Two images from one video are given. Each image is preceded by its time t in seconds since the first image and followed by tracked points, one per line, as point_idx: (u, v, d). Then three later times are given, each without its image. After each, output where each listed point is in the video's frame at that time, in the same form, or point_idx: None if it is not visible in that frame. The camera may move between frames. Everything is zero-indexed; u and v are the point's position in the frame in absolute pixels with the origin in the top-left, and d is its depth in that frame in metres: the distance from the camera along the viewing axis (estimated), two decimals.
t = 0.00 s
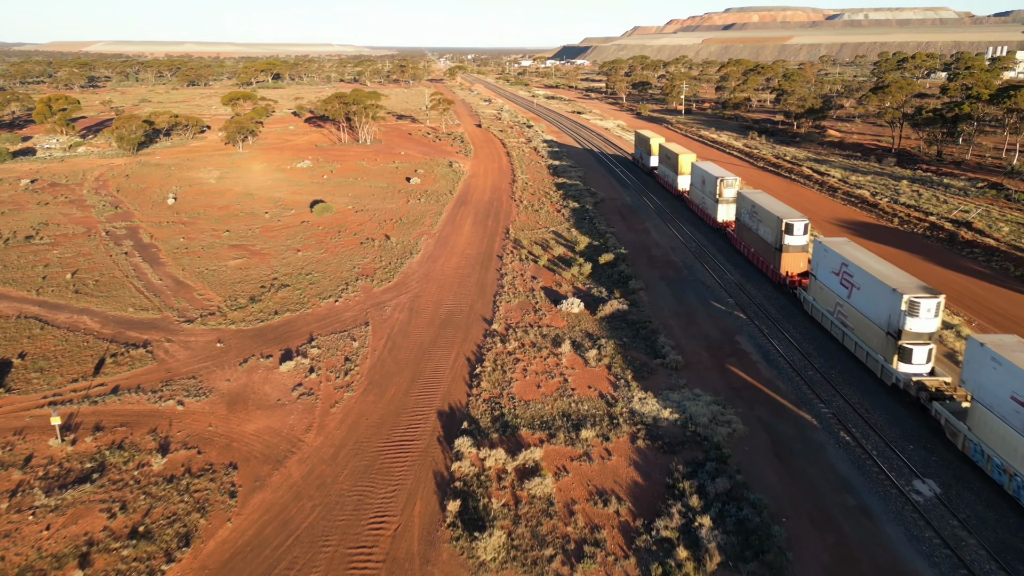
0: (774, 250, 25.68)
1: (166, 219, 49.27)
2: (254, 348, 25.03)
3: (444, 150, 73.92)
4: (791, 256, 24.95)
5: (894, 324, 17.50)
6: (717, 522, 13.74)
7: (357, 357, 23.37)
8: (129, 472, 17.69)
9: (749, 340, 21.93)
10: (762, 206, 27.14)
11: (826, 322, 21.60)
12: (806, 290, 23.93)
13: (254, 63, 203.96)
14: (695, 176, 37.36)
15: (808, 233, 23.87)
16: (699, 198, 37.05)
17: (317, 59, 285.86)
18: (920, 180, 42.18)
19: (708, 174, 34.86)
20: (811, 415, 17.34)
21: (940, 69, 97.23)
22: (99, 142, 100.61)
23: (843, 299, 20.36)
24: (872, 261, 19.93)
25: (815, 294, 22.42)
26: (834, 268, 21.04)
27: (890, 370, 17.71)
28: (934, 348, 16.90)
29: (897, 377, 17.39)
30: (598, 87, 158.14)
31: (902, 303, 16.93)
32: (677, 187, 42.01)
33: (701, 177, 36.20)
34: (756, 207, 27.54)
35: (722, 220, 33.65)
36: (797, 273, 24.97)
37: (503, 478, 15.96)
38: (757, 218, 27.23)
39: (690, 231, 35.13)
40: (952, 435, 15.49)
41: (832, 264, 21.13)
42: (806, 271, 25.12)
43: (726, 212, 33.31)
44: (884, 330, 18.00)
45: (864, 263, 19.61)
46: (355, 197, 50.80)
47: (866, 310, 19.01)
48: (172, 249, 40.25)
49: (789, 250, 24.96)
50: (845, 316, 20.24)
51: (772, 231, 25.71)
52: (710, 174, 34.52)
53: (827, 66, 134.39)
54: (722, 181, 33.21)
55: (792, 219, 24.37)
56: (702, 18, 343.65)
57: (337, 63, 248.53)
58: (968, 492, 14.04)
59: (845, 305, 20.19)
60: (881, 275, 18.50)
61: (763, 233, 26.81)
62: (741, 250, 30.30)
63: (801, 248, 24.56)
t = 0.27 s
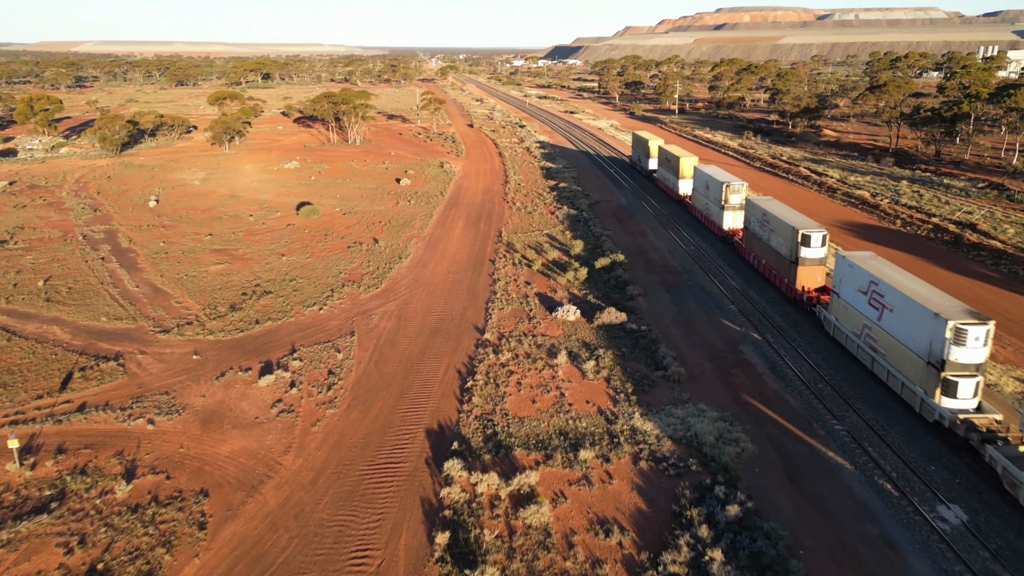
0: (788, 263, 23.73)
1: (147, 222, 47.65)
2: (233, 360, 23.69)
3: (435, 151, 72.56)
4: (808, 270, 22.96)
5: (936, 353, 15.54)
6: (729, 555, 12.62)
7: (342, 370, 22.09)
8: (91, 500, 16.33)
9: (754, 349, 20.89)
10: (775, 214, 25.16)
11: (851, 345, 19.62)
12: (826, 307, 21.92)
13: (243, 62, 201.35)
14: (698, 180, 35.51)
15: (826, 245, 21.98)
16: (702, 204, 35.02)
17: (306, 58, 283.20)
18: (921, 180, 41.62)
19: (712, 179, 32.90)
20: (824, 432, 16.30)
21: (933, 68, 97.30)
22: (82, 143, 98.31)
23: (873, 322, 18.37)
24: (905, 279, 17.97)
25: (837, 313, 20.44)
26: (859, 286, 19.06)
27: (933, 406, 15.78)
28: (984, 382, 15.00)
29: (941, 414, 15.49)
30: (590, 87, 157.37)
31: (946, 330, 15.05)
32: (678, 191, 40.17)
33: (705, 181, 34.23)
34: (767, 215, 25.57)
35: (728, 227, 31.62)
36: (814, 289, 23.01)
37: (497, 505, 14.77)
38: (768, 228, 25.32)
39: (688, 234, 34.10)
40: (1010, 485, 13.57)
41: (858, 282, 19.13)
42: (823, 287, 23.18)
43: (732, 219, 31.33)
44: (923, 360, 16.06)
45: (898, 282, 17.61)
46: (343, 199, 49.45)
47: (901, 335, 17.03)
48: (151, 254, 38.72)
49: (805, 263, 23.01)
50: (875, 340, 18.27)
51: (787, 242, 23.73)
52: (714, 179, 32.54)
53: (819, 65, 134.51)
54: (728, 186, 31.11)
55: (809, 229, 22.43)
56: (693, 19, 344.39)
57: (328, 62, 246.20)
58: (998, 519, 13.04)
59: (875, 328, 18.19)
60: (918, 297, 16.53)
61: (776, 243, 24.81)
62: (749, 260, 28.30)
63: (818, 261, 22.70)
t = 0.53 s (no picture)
0: (806, 277, 21.65)
1: (126, 225, 45.97)
2: (209, 374, 22.31)
3: (426, 151, 71.23)
4: (828, 285, 20.89)
5: (992, 391, 13.41)
6: None
7: (325, 383, 20.83)
8: (46, 534, 14.94)
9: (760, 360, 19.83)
10: (788, 224, 23.11)
11: (883, 374, 17.53)
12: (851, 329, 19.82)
13: (230, 62, 198.51)
14: (700, 184, 33.44)
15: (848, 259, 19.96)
16: (707, 210, 32.84)
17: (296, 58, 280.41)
18: (920, 181, 41.10)
19: (717, 184, 30.82)
20: (838, 452, 15.27)
21: (925, 67, 97.36)
22: (63, 143, 95.91)
23: (910, 349, 16.26)
24: (945, 300, 15.84)
25: (865, 337, 18.35)
26: (892, 308, 16.88)
27: (990, 451, 13.68)
28: None
29: (1001, 463, 13.38)
30: (582, 87, 156.68)
31: (1002, 364, 13.00)
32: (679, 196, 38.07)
33: (709, 187, 32.14)
34: (780, 224, 23.51)
35: (734, 236, 29.53)
36: (834, 306, 20.96)
37: (489, 537, 13.57)
38: (782, 239, 23.30)
39: (685, 236, 33.15)
40: None
41: (890, 303, 16.99)
42: (845, 304, 21.11)
43: (739, 227, 29.29)
44: (975, 398, 13.95)
45: (938, 305, 15.51)
46: (330, 201, 48.03)
47: (946, 367, 14.91)
48: (128, 260, 37.13)
49: (824, 278, 20.95)
50: (913, 370, 16.15)
51: (804, 254, 21.67)
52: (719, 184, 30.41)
53: (811, 65, 134.62)
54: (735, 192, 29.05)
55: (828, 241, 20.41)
56: (684, 19, 345.10)
57: (317, 62, 243.76)
58: None
59: (913, 357, 16.08)
60: (966, 325, 14.37)
61: (792, 255, 22.70)
62: (759, 273, 26.17)
63: (839, 277, 20.67)
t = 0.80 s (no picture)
0: (830, 296, 19.46)
1: (102, 229, 44.20)
2: (181, 390, 20.85)
3: (416, 152, 69.81)
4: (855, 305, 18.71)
5: None
6: None
7: (304, 400, 19.44)
8: None
9: (768, 372, 18.70)
10: (807, 235, 20.99)
11: (928, 412, 15.46)
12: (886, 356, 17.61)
13: (217, 62, 195.67)
14: (705, 189, 31.23)
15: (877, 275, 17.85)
16: (713, 218, 30.56)
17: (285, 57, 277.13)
18: (920, 181, 40.56)
19: (724, 190, 28.56)
20: (857, 476, 14.13)
21: (917, 67, 97.41)
22: (42, 144, 93.39)
23: (962, 386, 14.20)
24: (1003, 329, 13.80)
25: (905, 367, 16.29)
26: (941, 338, 14.81)
27: None
28: None
29: None
30: (574, 86, 155.91)
31: None
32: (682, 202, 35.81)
33: (715, 192, 29.88)
34: (798, 236, 21.33)
35: (745, 247, 27.21)
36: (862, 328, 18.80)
37: None
38: (800, 252, 21.16)
39: (683, 239, 32.04)
40: None
41: (937, 331, 14.93)
42: (874, 325, 18.95)
43: (749, 237, 26.98)
44: None
45: (997, 335, 13.43)
46: (316, 203, 46.56)
47: (1010, 410, 12.86)
48: (102, 265, 35.46)
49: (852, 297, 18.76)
50: (966, 410, 14.10)
51: (827, 270, 19.50)
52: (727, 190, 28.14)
53: (803, 65, 134.70)
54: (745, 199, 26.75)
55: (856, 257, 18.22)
56: (675, 19, 345.86)
57: (306, 62, 241.29)
58: None
59: (968, 395, 14.00)
60: None
61: (813, 271, 20.49)
62: (773, 289, 23.97)
63: (868, 296, 18.48)
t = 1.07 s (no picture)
0: (860, 317, 17.53)
1: (78, 233, 42.48)
2: (151, 407, 19.47)
3: (406, 152, 68.43)
4: (889, 329, 16.78)
5: None
6: None
7: (282, 418, 18.16)
8: None
9: (776, 386, 17.66)
10: (832, 248, 19.04)
11: (984, 457, 13.46)
12: (928, 388, 15.63)
13: (205, 62, 192.99)
14: (711, 195, 29.21)
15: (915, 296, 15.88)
16: (720, 226, 28.47)
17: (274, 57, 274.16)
18: (920, 181, 40.19)
19: (733, 196, 26.46)
20: (879, 502, 13.07)
21: (909, 66, 97.50)
22: (21, 145, 90.93)
23: None
24: None
25: (955, 405, 14.26)
26: (999, 373, 12.81)
27: None
28: None
29: None
30: (566, 86, 155.06)
31: None
32: (686, 208, 33.76)
33: (722, 199, 27.79)
34: (821, 249, 19.37)
35: (756, 258, 25.12)
36: (897, 354, 16.89)
37: None
38: (824, 267, 19.20)
39: (681, 242, 31.03)
40: None
41: (994, 365, 12.93)
42: (910, 351, 17.02)
43: (761, 248, 24.89)
44: None
45: None
46: (302, 205, 45.14)
47: None
48: (76, 271, 33.86)
49: (886, 321, 16.77)
50: None
51: (856, 289, 17.56)
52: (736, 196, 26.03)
53: (795, 64, 134.73)
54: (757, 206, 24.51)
55: (890, 274, 16.31)
56: (666, 19, 346.36)
57: (296, 62, 238.90)
58: None
59: None
60: None
61: (839, 288, 18.52)
62: (791, 305, 21.96)
63: (904, 318, 16.56)
